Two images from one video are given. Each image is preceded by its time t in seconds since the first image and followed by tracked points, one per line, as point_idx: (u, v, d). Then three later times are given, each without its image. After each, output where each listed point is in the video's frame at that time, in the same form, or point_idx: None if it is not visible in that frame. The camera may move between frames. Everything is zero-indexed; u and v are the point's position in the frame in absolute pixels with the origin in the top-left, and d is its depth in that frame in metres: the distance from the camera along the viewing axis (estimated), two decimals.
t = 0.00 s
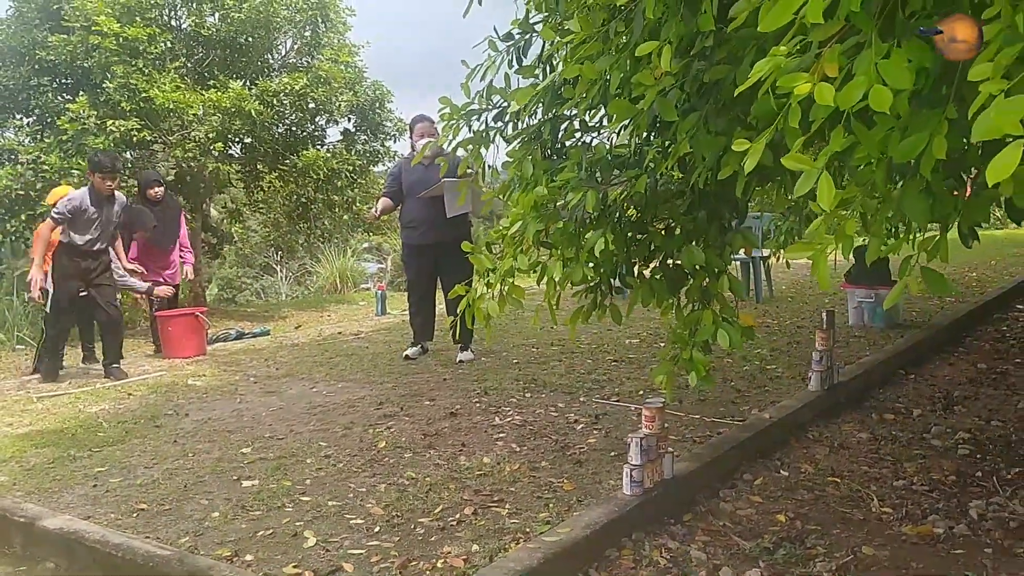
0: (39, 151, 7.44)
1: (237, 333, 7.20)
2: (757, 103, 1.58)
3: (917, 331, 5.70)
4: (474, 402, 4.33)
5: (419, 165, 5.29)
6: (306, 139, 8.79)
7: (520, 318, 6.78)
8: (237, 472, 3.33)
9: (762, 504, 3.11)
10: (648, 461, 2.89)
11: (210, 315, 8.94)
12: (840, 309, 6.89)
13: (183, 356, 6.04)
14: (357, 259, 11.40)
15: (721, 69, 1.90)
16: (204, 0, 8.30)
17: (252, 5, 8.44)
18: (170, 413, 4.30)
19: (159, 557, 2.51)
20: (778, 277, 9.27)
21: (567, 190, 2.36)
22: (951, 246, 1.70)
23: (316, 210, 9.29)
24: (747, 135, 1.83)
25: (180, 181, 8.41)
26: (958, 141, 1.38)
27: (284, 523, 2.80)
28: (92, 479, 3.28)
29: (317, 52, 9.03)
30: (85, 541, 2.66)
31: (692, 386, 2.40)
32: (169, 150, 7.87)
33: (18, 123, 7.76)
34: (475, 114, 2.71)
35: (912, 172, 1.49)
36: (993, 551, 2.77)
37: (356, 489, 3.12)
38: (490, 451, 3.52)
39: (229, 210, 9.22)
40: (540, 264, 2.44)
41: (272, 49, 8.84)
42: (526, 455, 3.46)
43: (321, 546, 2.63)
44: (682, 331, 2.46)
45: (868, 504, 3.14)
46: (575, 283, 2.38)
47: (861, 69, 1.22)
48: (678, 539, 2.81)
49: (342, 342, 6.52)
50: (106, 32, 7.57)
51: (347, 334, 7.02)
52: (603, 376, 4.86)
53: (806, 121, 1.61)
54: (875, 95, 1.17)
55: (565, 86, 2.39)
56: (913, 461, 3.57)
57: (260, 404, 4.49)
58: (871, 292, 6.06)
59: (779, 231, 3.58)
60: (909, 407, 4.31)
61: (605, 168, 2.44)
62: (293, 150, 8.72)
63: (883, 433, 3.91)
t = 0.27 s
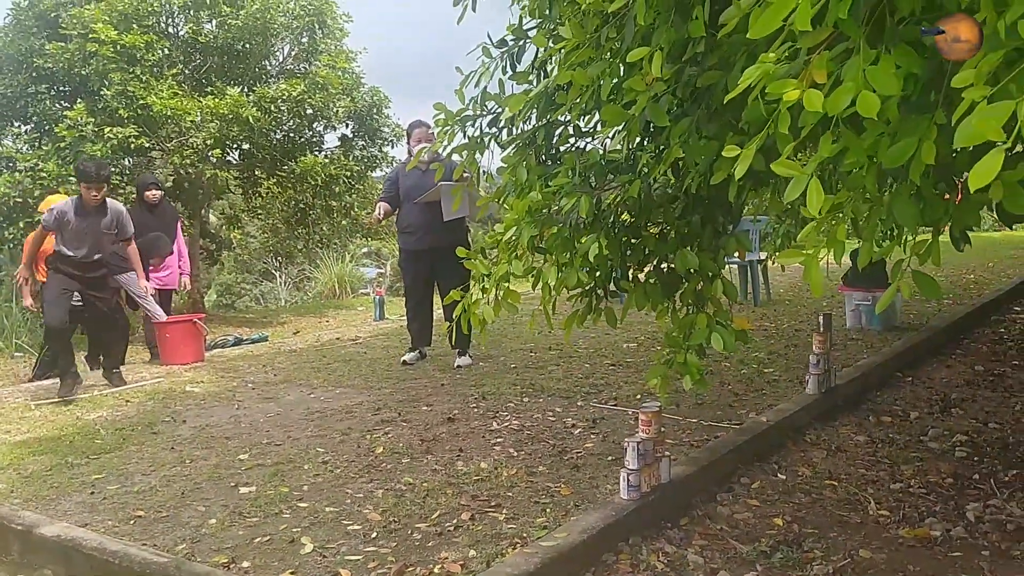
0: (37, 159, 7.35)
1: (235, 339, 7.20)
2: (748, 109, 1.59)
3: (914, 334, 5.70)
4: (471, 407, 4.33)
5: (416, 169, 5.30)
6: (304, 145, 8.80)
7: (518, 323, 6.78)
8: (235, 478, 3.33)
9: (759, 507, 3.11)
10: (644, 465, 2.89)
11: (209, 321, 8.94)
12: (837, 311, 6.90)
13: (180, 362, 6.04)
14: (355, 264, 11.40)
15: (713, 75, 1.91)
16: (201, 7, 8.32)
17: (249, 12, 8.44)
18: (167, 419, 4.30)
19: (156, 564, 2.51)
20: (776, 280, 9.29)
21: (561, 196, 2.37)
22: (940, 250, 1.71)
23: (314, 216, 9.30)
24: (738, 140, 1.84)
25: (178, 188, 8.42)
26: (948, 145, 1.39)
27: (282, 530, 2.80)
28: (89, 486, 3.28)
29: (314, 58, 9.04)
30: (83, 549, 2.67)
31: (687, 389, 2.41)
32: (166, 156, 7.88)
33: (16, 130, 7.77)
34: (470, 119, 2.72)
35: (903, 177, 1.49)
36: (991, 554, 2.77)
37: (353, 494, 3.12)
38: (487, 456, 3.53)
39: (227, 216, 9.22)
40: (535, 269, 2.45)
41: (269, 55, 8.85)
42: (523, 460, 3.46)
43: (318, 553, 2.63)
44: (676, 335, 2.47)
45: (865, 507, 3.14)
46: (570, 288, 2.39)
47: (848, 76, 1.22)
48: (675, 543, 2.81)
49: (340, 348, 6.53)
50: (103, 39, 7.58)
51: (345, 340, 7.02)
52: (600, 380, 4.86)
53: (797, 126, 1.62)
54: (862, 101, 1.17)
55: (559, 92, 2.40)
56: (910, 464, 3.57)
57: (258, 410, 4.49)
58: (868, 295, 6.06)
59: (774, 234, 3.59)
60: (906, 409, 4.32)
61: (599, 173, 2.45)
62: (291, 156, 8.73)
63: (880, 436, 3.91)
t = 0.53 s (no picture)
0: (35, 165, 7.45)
1: (234, 345, 7.20)
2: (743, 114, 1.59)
3: (912, 336, 5.71)
4: (470, 412, 4.33)
5: (413, 175, 5.31)
6: (302, 151, 8.80)
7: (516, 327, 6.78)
8: (233, 484, 3.33)
9: (758, 511, 3.11)
10: (643, 470, 2.89)
11: (207, 327, 8.94)
12: (835, 314, 6.90)
13: (179, 368, 6.03)
14: (353, 269, 11.40)
15: (707, 79, 1.91)
16: (198, 14, 8.32)
17: (246, 18, 8.43)
18: (166, 426, 4.29)
19: (155, 571, 2.51)
20: (775, 283, 9.29)
21: (557, 201, 2.37)
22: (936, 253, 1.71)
23: (312, 221, 9.29)
24: (733, 145, 1.84)
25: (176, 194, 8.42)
26: (942, 149, 1.40)
27: (280, 536, 2.80)
28: (87, 493, 3.28)
29: (312, 64, 9.05)
30: (81, 556, 2.66)
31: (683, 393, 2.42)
32: (164, 162, 7.90)
33: (13, 137, 7.78)
34: (466, 125, 2.73)
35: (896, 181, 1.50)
36: (989, 557, 2.77)
37: (351, 500, 3.12)
38: (486, 461, 3.52)
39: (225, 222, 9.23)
40: (532, 274, 2.45)
41: (266, 61, 8.86)
42: (522, 465, 3.46)
43: (317, 559, 2.62)
44: (672, 339, 2.48)
45: (864, 511, 3.14)
46: (566, 293, 2.39)
47: (842, 80, 1.23)
48: (674, 548, 2.81)
49: (338, 353, 6.52)
50: (101, 46, 7.59)
51: (343, 345, 7.01)
52: (599, 384, 4.86)
53: (792, 130, 1.63)
54: (855, 105, 1.18)
55: (555, 97, 2.40)
56: (908, 467, 3.57)
57: (257, 416, 4.49)
58: (866, 298, 6.06)
59: (771, 238, 3.59)
60: (904, 412, 4.31)
61: (595, 178, 2.45)
62: (288, 161, 8.73)
63: (879, 439, 3.91)
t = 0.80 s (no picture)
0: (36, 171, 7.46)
1: (234, 350, 7.21)
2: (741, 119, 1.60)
3: (911, 339, 5.72)
4: (470, 416, 4.34)
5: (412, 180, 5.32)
6: (301, 157, 8.81)
7: (515, 331, 6.79)
8: (234, 490, 3.33)
9: (758, 514, 3.12)
10: (643, 473, 2.90)
11: (207, 332, 8.95)
12: (834, 317, 6.91)
13: (180, 374, 6.04)
14: (353, 275, 11.41)
15: (705, 84, 1.92)
16: (197, 20, 8.33)
17: (245, 25, 8.45)
18: (167, 432, 4.30)
19: None
20: (774, 286, 9.31)
21: (557, 206, 2.38)
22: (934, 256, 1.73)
23: (312, 227, 9.31)
24: (732, 150, 1.85)
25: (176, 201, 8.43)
26: (939, 153, 1.41)
27: (281, 541, 2.81)
28: (89, 500, 3.28)
29: (311, 70, 9.07)
30: (83, 562, 2.67)
31: (683, 397, 2.43)
32: (165, 168, 7.93)
33: (13, 144, 7.80)
34: (466, 131, 2.74)
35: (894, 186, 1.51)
36: (990, 559, 2.77)
37: (352, 505, 3.12)
38: (486, 465, 3.53)
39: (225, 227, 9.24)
40: (532, 279, 2.46)
41: (266, 67, 8.88)
42: (523, 469, 3.47)
43: (318, 564, 2.63)
44: (673, 343, 2.49)
45: (864, 513, 3.15)
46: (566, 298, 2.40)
47: (839, 85, 1.24)
48: (675, 551, 2.81)
49: (339, 358, 6.53)
50: (101, 52, 7.60)
51: (343, 350, 7.02)
52: (599, 388, 4.87)
53: (789, 134, 1.64)
54: (853, 109, 1.19)
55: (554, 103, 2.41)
56: (908, 469, 3.58)
57: (257, 422, 4.49)
58: (862, 301, 6.13)
59: (769, 241, 3.60)
60: (904, 415, 4.32)
61: (595, 183, 2.46)
62: (287, 167, 8.74)
63: (878, 442, 3.92)
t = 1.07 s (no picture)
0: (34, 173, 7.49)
1: (233, 352, 7.20)
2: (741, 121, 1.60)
3: (911, 341, 5.72)
4: (469, 418, 4.33)
5: (412, 183, 5.32)
6: (300, 159, 8.81)
7: (515, 334, 6.79)
8: (232, 492, 3.33)
9: (757, 516, 3.11)
10: (642, 475, 2.89)
11: (206, 334, 8.94)
12: (833, 320, 6.91)
13: (179, 377, 6.03)
14: (352, 277, 11.40)
15: (705, 86, 1.92)
16: (196, 22, 8.33)
17: (244, 27, 8.46)
18: (165, 434, 4.29)
19: None
20: (773, 288, 9.31)
21: (556, 208, 2.38)
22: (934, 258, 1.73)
23: (311, 229, 9.31)
24: (732, 153, 1.85)
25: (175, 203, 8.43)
26: (939, 154, 1.41)
27: (280, 544, 2.80)
28: (87, 502, 3.27)
29: (310, 72, 9.07)
30: (81, 565, 2.66)
31: (683, 400, 2.43)
32: (163, 171, 7.93)
33: (12, 146, 7.80)
34: (465, 134, 2.74)
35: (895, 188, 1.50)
36: (989, 561, 2.77)
37: (351, 507, 3.12)
38: (485, 467, 3.53)
39: (224, 229, 9.24)
40: (532, 282, 2.46)
41: (265, 70, 8.88)
42: (522, 471, 3.46)
43: (317, 567, 2.62)
44: (673, 346, 2.48)
45: (864, 516, 3.14)
46: (565, 300, 2.40)
47: (839, 86, 1.23)
48: (674, 553, 2.81)
49: (337, 360, 6.53)
50: (100, 55, 7.60)
51: (343, 353, 7.01)
52: (598, 391, 4.86)
53: (789, 136, 1.63)
54: (852, 110, 1.18)
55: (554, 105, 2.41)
56: (908, 472, 3.57)
57: (256, 424, 4.49)
58: (864, 303, 6.09)
59: (768, 243, 3.60)
60: (903, 417, 4.32)
61: (594, 185, 2.46)
62: (287, 169, 8.71)
63: (878, 444, 3.92)
